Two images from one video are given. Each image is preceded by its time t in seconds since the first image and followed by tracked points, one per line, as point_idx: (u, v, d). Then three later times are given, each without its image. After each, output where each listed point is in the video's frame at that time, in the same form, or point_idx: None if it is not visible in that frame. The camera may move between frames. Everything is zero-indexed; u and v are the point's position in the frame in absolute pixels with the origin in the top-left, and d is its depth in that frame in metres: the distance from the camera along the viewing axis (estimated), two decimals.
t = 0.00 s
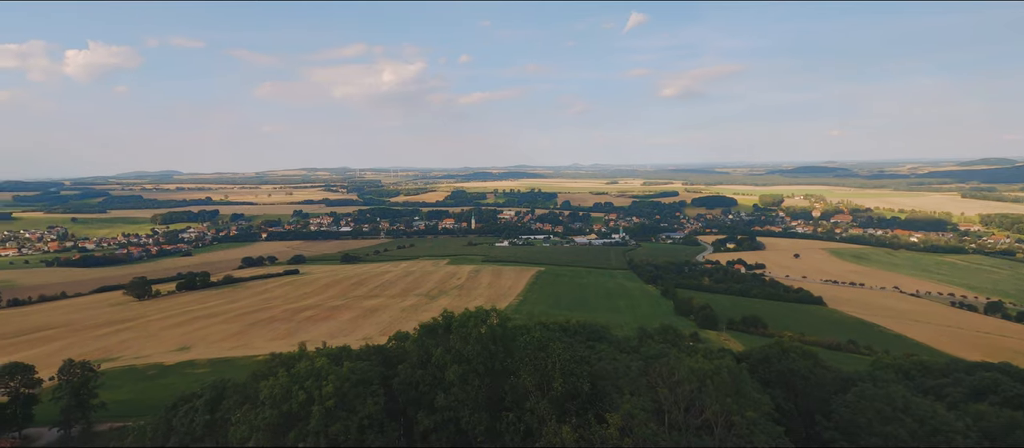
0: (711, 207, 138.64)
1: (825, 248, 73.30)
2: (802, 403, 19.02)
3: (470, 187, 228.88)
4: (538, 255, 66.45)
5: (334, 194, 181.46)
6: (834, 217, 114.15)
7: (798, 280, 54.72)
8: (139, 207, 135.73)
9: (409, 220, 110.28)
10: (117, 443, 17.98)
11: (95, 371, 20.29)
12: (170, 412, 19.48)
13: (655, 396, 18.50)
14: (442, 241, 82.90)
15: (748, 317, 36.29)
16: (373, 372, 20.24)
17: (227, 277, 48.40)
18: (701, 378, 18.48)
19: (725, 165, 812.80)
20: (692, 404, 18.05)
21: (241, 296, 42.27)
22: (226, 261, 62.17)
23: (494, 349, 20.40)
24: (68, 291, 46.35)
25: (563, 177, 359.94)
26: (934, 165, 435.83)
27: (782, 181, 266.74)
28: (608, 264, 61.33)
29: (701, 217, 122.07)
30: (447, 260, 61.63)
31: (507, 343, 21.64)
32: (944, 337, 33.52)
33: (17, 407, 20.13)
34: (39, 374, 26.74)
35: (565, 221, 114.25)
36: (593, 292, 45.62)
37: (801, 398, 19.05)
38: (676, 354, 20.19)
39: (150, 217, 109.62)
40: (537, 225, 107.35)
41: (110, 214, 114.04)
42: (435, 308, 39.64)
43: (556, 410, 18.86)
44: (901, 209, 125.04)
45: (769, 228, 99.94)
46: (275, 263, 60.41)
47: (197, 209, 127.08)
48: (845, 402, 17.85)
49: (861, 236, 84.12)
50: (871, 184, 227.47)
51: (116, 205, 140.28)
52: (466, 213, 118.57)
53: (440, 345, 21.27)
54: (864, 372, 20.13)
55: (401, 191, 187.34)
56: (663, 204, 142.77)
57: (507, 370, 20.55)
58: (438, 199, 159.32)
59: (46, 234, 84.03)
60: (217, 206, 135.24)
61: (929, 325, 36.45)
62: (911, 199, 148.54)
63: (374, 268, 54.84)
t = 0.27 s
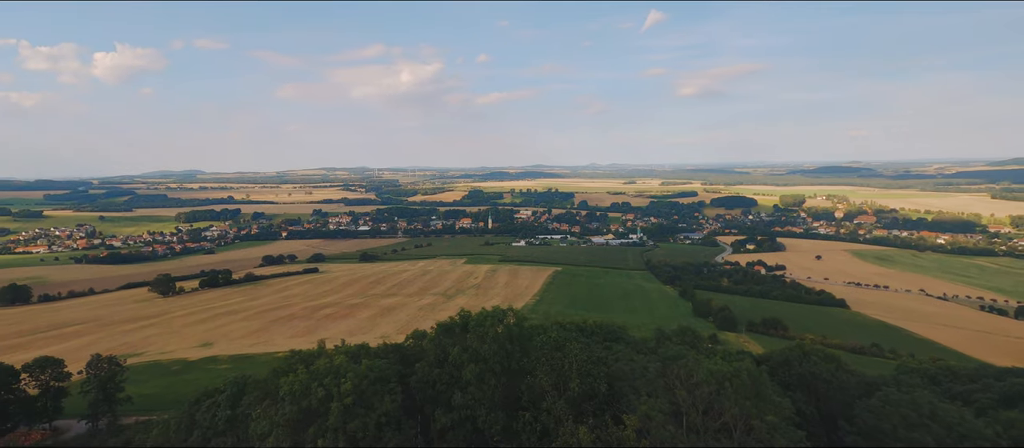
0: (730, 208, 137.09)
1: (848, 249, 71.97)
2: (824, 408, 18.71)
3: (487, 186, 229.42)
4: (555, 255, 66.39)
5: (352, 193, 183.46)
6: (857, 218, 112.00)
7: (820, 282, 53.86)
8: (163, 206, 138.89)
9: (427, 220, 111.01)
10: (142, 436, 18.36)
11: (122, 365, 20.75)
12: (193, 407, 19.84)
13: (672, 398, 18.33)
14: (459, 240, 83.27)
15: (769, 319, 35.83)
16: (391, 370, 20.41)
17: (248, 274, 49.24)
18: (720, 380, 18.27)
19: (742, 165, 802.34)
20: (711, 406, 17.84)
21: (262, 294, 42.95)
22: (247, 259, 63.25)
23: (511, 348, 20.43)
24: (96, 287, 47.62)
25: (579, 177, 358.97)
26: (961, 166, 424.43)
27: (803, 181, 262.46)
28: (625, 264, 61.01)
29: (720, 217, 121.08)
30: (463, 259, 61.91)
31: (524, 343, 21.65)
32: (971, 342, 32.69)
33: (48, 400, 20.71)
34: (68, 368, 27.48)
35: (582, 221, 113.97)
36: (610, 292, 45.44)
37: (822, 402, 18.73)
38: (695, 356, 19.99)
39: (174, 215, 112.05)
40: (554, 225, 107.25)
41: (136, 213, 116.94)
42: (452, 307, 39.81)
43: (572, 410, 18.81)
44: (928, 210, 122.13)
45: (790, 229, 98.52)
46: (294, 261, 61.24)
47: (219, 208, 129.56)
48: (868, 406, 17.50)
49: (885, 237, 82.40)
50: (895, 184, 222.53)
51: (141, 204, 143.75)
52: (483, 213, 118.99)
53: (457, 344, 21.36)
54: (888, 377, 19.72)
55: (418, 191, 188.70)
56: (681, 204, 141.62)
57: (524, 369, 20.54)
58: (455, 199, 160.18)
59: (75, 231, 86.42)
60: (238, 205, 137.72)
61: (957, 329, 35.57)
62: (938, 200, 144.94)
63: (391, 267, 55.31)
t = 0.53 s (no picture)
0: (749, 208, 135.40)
1: (872, 251, 70.56)
2: (847, 412, 18.36)
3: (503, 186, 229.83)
4: (572, 255, 66.25)
5: (370, 193, 185.16)
6: (881, 219, 109.76)
7: (842, 284, 52.93)
8: (187, 204, 141.91)
9: (444, 219, 111.63)
10: (166, 431, 18.76)
11: (146, 361, 21.18)
12: (216, 402, 20.21)
13: (691, 400, 18.14)
14: (476, 240, 83.58)
15: (789, 321, 35.35)
16: (409, 368, 20.56)
17: (268, 273, 50.06)
18: (739, 382, 18.05)
19: (759, 165, 791.08)
20: (730, 409, 17.61)
21: (282, 292, 43.61)
22: (268, 257, 64.23)
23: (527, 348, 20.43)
24: (122, 284, 48.83)
25: (595, 177, 357.68)
26: (1003, 165, 409.41)
27: (824, 181, 257.89)
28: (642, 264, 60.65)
29: (740, 218, 119.67)
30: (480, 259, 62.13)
31: (541, 343, 21.63)
32: (1001, 347, 31.83)
33: (76, 393, 21.35)
34: (96, 363, 28.23)
35: (599, 221, 113.57)
36: (628, 293, 45.24)
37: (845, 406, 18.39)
38: (713, 358, 19.77)
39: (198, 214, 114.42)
40: (571, 225, 107.06)
41: (161, 211, 119.63)
42: (469, 306, 39.95)
43: (589, 411, 18.74)
44: (956, 211, 119.09)
45: (811, 229, 96.99)
46: (314, 260, 62.05)
47: (241, 207, 131.97)
48: (892, 411, 17.13)
49: (910, 239, 80.62)
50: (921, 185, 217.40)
51: (166, 202, 147.05)
52: (500, 213, 119.27)
53: (474, 343, 21.44)
54: (913, 382, 19.27)
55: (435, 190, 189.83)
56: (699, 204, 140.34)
57: (541, 369, 20.52)
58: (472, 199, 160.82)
59: (103, 229, 88.74)
60: (260, 204, 140.06)
61: (985, 334, 34.68)
62: (967, 201, 141.13)
63: (409, 266, 55.76)
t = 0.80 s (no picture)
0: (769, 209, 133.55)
1: (897, 253, 69.05)
2: (870, 417, 17.98)
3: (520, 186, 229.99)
4: (589, 256, 66.10)
5: (387, 193, 186.91)
6: (907, 221, 107.31)
7: (866, 287, 51.93)
8: (210, 203, 144.88)
9: (461, 219, 112.14)
10: (190, 425, 19.17)
11: (171, 357, 21.74)
12: (237, 398, 20.56)
13: (709, 402, 17.90)
14: (494, 240, 83.81)
15: (811, 324, 34.82)
16: (426, 367, 20.67)
17: (289, 271, 50.82)
18: (759, 385, 17.80)
19: (778, 164, 778.82)
20: (749, 412, 17.35)
21: (302, 290, 44.22)
22: (288, 255, 65.25)
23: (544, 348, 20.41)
24: (148, 281, 50.04)
25: (612, 177, 356.08)
26: None
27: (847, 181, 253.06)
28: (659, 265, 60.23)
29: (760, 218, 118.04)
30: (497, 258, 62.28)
31: (558, 343, 21.58)
32: None
33: (104, 387, 22.11)
34: (123, 358, 28.94)
35: (617, 221, 113.07)
36: (645, 293, 45.00)
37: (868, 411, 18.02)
38: (733, 361, 19.52)
39: (221, 212, 116.64)
40: (588, 225, 106.75)
41: (185, 210, 122.34)
42: (486, 306, 40.08)
43: (606, 412, 18.65)
44: (987, 212, 115.77)
45: (834, 231, 95.33)
46: (333, 258, 62.85)
47: (262, 206, 134.23)
48: (918, 417, 16.73)
49: (937, 240, 78.69)
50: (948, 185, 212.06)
51: (190, 201, 150.16)
52: (517, 213, 119.40)
53: (490, 342, 21.49)
54: (940, 388, 18.79)
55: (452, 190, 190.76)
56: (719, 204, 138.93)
57: (557, 369, 20.49)
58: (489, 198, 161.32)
59: (129, 227, 91.00)
60: (281, 203, 142.36)
61: (1016, 339, 33.71)
62: (999, 202, 137.10)
63: (427, 265, 56.12)
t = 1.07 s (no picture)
0: (792, 209, 131.72)
1: (924, 255, 67.44)
2: (895, 422, 17.60)
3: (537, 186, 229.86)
4: (606, 256, 65.84)
5: (405, 192, 188.20)
6: (934, 222, 104.71)
7: (891, 289, 50.88)
8: (232, 202, 147.58)
9: (479, 218, 112.52)
10: (213, 419, 19.55)
11: (194, 352, 22.28)
12: (258, 394, 20.89)
13: (728, 404, 17.67)
14: (512, 239, 84.00)
15: (833, 327, 34.27)
16: (443, 366, 20.78)
17: (308, 269, 51.57)
18: (780, 388, 17.54)
19: (796, 164, 765.81)
20: (769, 415, 17.10)
21: (322, 288, 44.86)
22: (308, 254, 66.11)
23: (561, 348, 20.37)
24: (172, 278, 51.20)
25: (629, 177, 353.98)
26: None
27: (871, 182, 247.80)
28: (678, 266, 59.73)
29: (781, 219, 116.36)
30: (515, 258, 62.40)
31: (574, 343, 21.50)
32: None
33: (130, 382, 22.77)
34: (148, 353, 29.64)
35: (635, 221, 112.47)
36: (663, 294, 44.71)
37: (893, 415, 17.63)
38: (753, 363, 19.28)
39: (243, 211, 118.77)
40: (606, 225, 106.32)
41: (208, 209, 124.81)
42: (503, 305, 40.16)
43: (623, 413, 18.52)
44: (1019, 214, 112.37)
45: (858, 232, 93.58)
46: (352, 257, 63.52)
47: (283, 205, 136.31)
48: (945, 423, 16.32)
49: (966, 242, 76.67)
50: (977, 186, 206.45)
51: (212, 200, 153.09)
52: (535, 213, 119.45)
53: (507, 342, 21.51)
54: (968, 394, 18.32)
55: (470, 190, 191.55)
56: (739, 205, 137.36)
57: (574, 369, 20.44)
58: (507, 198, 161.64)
59: (155, 225, 93.22)
60: (301, 203, 144.43)
61: None
62: None
63: (445, 264, 56.44)
